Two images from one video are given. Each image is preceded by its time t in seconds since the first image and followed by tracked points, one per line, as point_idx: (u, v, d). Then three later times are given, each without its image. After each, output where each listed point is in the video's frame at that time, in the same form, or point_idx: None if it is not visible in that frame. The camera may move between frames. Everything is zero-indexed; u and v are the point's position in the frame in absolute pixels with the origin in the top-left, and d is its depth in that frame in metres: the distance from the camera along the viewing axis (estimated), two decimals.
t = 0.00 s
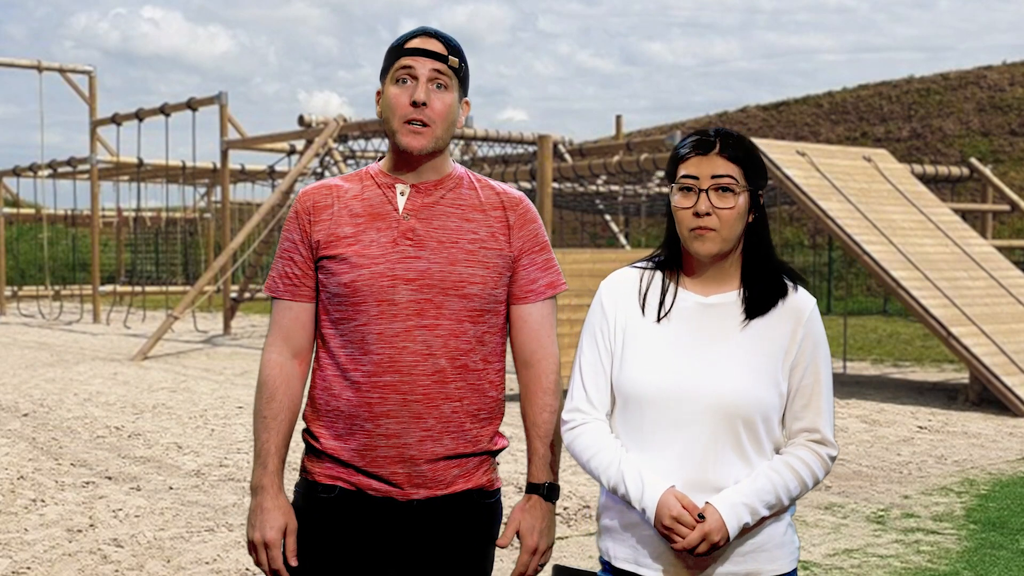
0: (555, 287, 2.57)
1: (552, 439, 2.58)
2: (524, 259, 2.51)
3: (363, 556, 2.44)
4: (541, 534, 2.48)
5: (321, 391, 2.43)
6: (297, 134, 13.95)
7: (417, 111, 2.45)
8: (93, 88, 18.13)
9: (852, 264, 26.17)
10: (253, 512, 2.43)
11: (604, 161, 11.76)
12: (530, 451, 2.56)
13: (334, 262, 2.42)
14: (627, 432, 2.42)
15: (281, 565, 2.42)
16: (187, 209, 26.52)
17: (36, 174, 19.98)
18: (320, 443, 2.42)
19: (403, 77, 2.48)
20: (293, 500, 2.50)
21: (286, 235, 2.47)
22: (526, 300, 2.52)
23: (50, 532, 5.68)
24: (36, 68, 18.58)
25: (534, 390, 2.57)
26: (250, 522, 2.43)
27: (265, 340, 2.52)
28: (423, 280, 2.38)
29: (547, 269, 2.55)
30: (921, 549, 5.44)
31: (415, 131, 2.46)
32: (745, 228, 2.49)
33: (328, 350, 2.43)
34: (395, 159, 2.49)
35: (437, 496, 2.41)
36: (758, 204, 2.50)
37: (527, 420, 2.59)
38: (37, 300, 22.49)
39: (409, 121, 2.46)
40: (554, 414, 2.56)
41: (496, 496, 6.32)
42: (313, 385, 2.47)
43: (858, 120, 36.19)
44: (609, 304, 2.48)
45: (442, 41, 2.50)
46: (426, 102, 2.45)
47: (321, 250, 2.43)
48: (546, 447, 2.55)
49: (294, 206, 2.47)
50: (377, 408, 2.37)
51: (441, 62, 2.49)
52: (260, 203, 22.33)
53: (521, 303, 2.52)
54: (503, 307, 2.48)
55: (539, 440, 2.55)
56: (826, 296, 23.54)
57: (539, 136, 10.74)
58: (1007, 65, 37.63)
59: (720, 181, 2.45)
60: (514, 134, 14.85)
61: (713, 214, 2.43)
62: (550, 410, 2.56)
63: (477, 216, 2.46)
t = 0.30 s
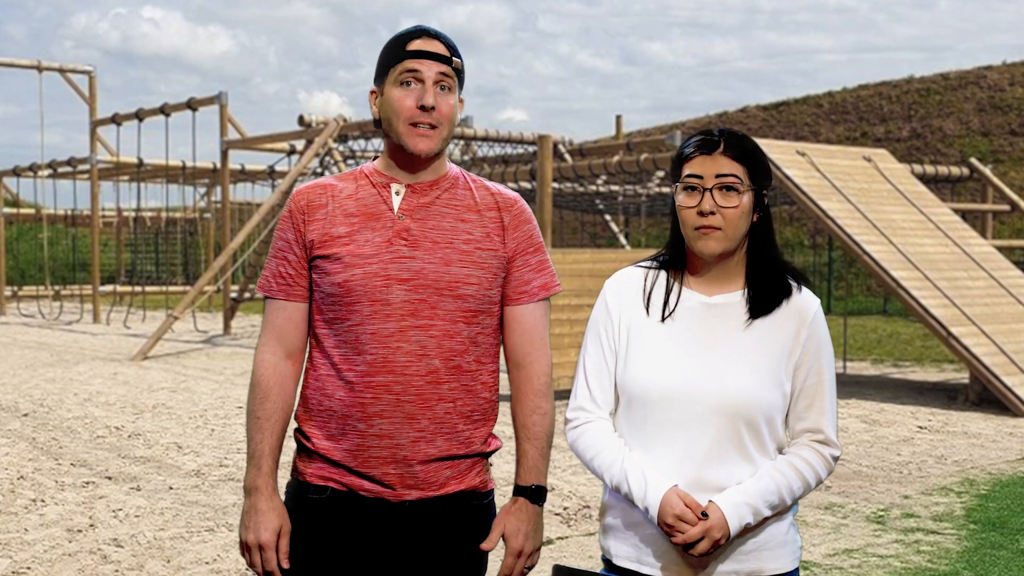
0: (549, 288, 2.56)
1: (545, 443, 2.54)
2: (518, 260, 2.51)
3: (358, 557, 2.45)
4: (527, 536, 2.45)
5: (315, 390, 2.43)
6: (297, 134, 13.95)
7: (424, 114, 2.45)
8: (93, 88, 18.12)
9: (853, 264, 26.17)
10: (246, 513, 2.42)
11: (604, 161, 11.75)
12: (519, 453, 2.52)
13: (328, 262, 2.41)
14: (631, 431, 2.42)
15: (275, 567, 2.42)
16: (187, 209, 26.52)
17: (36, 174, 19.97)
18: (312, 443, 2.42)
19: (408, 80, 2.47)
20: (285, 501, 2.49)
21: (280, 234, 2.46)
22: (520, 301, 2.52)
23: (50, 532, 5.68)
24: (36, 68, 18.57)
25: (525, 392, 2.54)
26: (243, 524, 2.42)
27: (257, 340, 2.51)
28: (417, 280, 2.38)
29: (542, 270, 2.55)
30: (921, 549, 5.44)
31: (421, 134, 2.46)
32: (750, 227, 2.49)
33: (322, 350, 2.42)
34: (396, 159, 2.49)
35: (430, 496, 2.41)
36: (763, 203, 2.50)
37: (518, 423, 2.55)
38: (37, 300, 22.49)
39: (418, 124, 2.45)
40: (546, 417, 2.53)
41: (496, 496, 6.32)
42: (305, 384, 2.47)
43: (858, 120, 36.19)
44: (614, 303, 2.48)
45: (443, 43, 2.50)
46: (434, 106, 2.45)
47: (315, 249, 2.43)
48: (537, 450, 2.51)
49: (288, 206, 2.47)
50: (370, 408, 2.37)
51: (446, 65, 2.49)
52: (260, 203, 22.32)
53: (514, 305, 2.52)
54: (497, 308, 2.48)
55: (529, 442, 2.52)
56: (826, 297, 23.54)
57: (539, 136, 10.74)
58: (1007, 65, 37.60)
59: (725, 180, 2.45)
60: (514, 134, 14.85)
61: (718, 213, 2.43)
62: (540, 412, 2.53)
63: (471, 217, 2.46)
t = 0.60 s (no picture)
0: (542, 288, 2.56)
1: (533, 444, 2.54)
2: (514, 260, 2.51)
3: (355, 555, 2.45)
4: (512, 537, 2.44)
5: (309, 390, 2.42)
6: (297, 134, 13.95)
7: (425, 113, 2.45)
8: (93, 88, 18.12)
9: (853, 264, 26.16)
10: (243, 513, 2.40)
11: (604, 161, 11.74)
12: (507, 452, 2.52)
13: (323, 261, 2.40)
14: (634, 430, 2.42)
15: (272, 566, 2.40)
16: (187, 209, 26.51)
17: (36, 174, 19.97)
18: (305, 442, 2.42)
19: (407, 79, 2.46)
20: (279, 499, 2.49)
21: (273, 232, 2.44)
22: (513, 301, 2.52)
23: (49, 532, 5.68)
24: (36, 68, 18.57)
25: (515, 392, 2.54)
26: (241, 524, 2.41)
27: (249, 340, 2.50)
28: (413, 280, 2.38)
29: (535, 270, 2.55)
30: (920, 549, 5.44)
31: (422, 132, 2.45)
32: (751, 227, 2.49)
33: (317, 350, 2.42)
34: (394, 158, 2.48)
35: (425, 498, 2.42)
36: (763, 204, 2.50)
37: (507, 423, 2.55)
38: (37, 300, 22.49)
39: (418, 123, 2.45)
40: (535, 418, 2.53)
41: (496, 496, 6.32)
42: (298, 383, 2.46)
43: (858, 120, 36.19)
44: (616, 303, 2.48)
45: (439, 41, 2.50)
46: (435, 105, 2.45)
47: (309, 249, 2.41)
48: (525, 451, 2.51)
49: (281, 203, 2.45)
50: (365, 409, 2.37)
51: (445, 64, 2.49)
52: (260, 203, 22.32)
53: (508, 305, 2.52)
54: (491, 309, 2.48)
55: (517, 442, 2.52)
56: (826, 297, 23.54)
57: (539, 136, 10.74)
58: (1007, 65, 37.57)
59: (726, 181, 2.44)
60: (514, 134, 14.85)
61: (719, 214, 2.43)
62: (530, 413, 2.53)
63: (467, 217, 2.46)
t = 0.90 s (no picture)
0: (534, 281, 2.58)
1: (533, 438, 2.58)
2: (504, 254, 2.52)
3: (346, 560, 2.43)
4: (521, 533, 2.48)
5: (301, 392, 2.40)
6: (297, 134, 13.95)
7: (410, 99, 2.46)
8: (93, 88, 18.12)
9: (853, 264, 26.14)
10: (231, 520, 2.39)
11: (604, 161, 11.74)
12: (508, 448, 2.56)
13: (313, 261, 2.38)
14: (636, 431, 2.41)
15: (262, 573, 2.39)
16: (187, 209, 26.51)
17: (36, 175, 19.97)
18: (299, 445, 2.40)
19: (392, 65, 2.47)
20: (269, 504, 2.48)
21: (259, 233, 2.41)
22: (505, 296, 2.54)
23: (50, 532, 5.68)
24: (36, 67, 18.57)
25: (513, 389, 2.58)
26: (227, 530, 2.39)
27: (236, 342, 2.47)
28: (407, 278, 2.37)
29: (526, 264, 2.57)
30: (920, 549, 5.44)
31: (407, 118, 2.46)
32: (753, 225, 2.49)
33: (308, 350, 2.40)
34: (383, 154, 2.47)
35: (422, 498, 2.42)
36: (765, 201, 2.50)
37: (505, 417, 2.58)
38: (37, 300, 22.48)
39: (403, 108, 2.45)
40: (534, 412, 2.57)
41: (497, 496, 6.32)
42: (288, 385, 2.44)
43: (858, 120, 36.17)
44: (616, 304, 2.48)
45: (424, 30, 2.51)
46: (420, 90, 2.46)
47: (299, 249, 2.39)
48: (526, 446, 2.55)
49: (266, 203, 2.42)
50: (362, 409, 2.36)
51: (429, 48, 2.50)
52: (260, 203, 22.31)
53: (499, 299, 2.54)
54: (483, 304, 2.49)
55: (518, 437, 2.56)
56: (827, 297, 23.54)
57: (539, 136, 10.74)
58: (1007, 64, 37.53)
59: (724, 178, 2.44)
60: (514, 134, 14.84)
61: (720, 212, 2.43)
62: (528, 407, 2.57)
63: (457, 212, 2.47)
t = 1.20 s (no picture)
0: (518, 271, 2.58)
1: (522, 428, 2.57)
2: (489, 245, 2.53)
3: (351, 564, 2.42)
4: (512, 523, 2.47)
5: (295, 396, 2.40)
6: (297, 134, 13.94)
7: (413, 118, 2.46)
8: (93, 88, 18.12)
9: (853, 264, 26.13)
10: (233, 533, 2.36)
11: (604, 161, 11.74)
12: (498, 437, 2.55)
13: (300, 266, 2.37)
14: (637, 430, 2.42)
15: None
16: (187, 209, 26.51)
17: (36, 174, 19.98)
18: (299, 452, 2.40)
19: (404, 79, 2.45)
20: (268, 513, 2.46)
21: (241, 242, 2.40)
22: (492, 287, 2.54)
23: (50, 532, 5.69)
24: (36, 68, 18.58)
25: (500, 378, 2.57)
26: (231, 545, 2.37)
27: (224, 354, 2.45)
28: (397, 275, 2.37)
29: (509, 254, 2.57)
30: (920, 549, 5.44)
31: (405, 135, 2.46)
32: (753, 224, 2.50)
33: (299, 354, 2.40)
34: (372, 158, 2.46)
35: (426, 498, 2.42)
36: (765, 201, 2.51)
37: (494, 408, 2.57)
38: (37, 300, 22.48)
39: (404, 125, 2.45)
40: (522, 401, 2.57)
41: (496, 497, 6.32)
42: (281, 392, 2.43)
43: (858, 120, 36.18)
44: (616, 302, 2.48)
45: (429, 42, 2.50)
46: (424, 111, 2.47)
47: (284, 256, 2.38)
48: (515, 435, 2.54)
49: (246, 212, 2.41)
50: (360, 411, 2.36)
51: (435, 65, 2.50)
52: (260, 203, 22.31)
53: (486, 291, 2.54)
54: (472, 296, 2.50)
55: (507, 427, 2.55)
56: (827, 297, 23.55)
57: (539, 136, 10.74)
58: (1007, 64, 37.50)
59: (728, 178, 2.44)
60: (514, 134, 14.84)
61: (721, 211, 2.43)
62: (517, 397, 2.57)
63: (441, 205, 2.47)
